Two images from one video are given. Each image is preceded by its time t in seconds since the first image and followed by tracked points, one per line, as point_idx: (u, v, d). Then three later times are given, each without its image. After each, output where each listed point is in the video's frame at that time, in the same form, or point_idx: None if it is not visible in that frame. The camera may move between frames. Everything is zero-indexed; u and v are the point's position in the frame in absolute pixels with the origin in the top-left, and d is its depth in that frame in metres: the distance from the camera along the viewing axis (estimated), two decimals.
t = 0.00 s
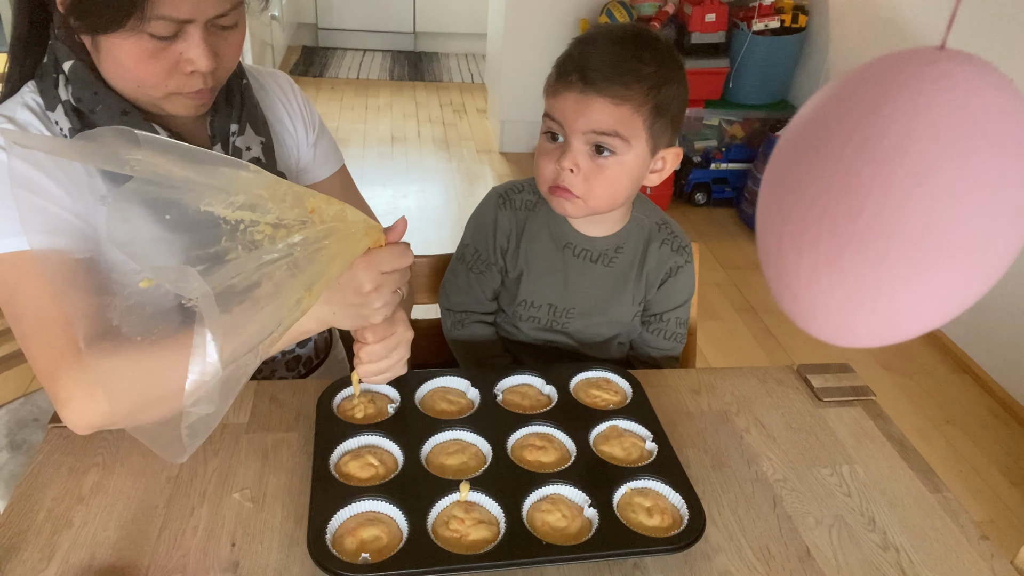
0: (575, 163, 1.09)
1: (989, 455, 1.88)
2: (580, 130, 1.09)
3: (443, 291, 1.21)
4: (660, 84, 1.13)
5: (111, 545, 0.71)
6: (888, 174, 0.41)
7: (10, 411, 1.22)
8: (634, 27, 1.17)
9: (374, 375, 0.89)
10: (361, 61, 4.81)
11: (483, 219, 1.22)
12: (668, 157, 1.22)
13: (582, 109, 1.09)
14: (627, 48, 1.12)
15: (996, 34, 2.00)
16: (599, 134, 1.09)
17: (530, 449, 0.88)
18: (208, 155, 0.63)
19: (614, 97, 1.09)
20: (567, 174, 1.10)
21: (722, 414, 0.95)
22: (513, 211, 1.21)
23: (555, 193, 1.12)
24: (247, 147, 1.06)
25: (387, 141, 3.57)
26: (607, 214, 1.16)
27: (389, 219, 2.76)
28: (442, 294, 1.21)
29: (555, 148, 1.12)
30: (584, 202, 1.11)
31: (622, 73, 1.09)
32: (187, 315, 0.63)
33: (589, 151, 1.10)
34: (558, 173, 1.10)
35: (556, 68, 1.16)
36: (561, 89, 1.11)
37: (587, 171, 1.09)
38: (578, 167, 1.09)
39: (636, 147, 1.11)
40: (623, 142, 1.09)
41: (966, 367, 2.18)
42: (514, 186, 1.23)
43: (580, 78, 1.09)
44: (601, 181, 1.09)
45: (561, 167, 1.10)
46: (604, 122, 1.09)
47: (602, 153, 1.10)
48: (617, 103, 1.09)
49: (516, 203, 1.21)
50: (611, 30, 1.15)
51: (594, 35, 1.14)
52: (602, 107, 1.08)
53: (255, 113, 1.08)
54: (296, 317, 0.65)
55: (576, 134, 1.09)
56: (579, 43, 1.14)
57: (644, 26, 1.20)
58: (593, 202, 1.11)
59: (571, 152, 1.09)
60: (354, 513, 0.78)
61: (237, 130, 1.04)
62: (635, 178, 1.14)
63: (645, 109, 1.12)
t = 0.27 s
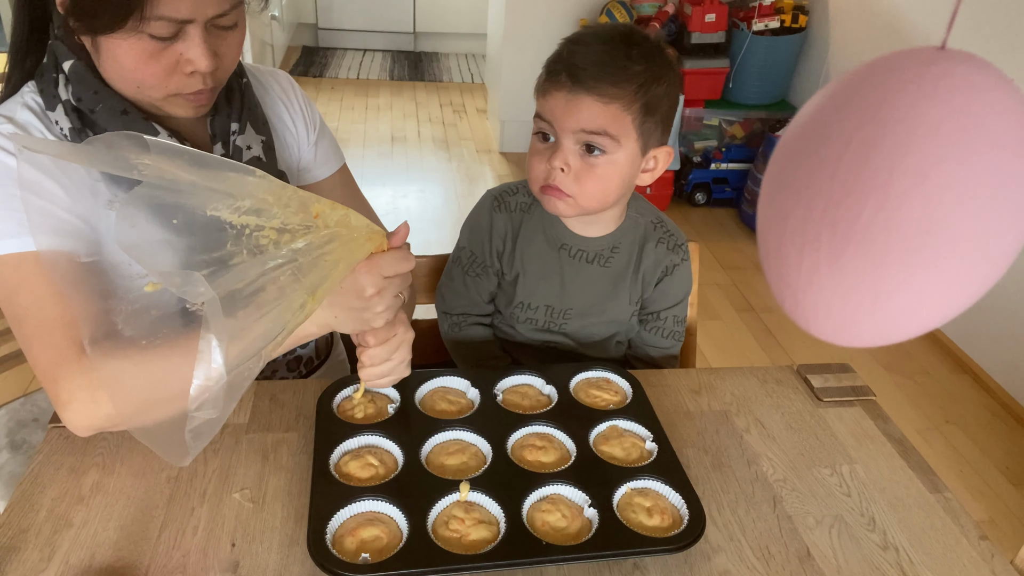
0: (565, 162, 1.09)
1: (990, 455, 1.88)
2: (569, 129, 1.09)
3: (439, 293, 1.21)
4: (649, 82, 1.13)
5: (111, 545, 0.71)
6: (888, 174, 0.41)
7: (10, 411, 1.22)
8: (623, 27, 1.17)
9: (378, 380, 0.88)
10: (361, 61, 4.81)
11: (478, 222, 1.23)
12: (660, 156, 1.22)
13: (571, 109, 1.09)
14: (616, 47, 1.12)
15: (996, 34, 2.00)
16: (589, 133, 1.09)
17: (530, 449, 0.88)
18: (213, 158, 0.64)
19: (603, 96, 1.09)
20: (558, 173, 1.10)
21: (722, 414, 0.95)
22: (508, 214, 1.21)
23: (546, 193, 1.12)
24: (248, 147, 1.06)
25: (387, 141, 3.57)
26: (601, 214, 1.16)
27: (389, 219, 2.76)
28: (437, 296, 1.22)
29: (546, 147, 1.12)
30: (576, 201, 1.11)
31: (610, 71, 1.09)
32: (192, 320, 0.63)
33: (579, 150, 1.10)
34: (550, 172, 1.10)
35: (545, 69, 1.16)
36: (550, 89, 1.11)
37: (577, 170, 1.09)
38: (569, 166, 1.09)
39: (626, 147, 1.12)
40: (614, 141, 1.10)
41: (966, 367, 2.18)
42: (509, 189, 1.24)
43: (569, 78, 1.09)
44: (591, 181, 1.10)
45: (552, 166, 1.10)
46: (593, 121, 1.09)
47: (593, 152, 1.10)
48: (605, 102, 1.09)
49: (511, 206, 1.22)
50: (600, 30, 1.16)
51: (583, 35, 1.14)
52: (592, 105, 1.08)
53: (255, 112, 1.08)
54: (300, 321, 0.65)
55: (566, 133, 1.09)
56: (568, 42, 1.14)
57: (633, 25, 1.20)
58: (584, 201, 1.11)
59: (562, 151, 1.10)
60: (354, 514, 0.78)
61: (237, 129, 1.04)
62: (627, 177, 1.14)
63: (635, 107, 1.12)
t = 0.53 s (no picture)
0: (557, 164, 1.10)
1: (989, 456, 1.88)
2: (560, 132, 1.09)
3: (437, 294, 1.21)
4: (639, 83, 1.13)
5: (111, 545, 0.71)
6: (888, 175, 0.41)
7: (10, 411, 1.22)
8: (613, 27, 1.17)
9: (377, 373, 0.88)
10: (361, 62, 4.81)
11: (477, 223, 1.22)
12: (654, 155, 1.22)
13: (561, 112, 1.09)
14: (606, 48, 1.12)
15: (996, 34, 2.00)
16: (580, 135, 1.09)
17: (530, 449, 0.88)
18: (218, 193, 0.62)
19: (593, 98, 1.09)
20: (551, 176, 1.10)
21: (722, 414, 0.95)
22: (506, 215, 1.21)
23: (540, 196, 1.13)
24: (249, 146, 1.05)
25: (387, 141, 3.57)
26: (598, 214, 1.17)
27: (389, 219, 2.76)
28: (436, 297, 1.21)
29: (540, 149, 1.12)
30: (569, 204, 1.11)
31: (600, 73, 1.09)
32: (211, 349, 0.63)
33: (571, 152, 1.10)
34: (542, 175, 1.11)
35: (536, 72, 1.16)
36: (540, 92, 1.11)
37: (569, 173, 1.09)
38: (561, 169, 1.10)
39: (618, 148, 1.11)
40: (605, 143, 1.09)
41: (966, 367, 2.18)
42: (507, 189, 1.24)
43: (559, 81, 1.09)
44: (583, 183, 1.10)
45: (545, 169, 1.10)
46: (584, 124, 1.09)
47: (584, 154, 1.10)
48: (594, 104, 1.09)
49: (509, 206, 1.22)
50: (589, 31, 1.15)
51: (573, 37, 1.14)
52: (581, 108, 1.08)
53: (256, 112, 1.07)
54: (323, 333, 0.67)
55: (557, 136, 1.09)
56: (558, 45, 1.14)
57: (623, 25, 1.20)
58: (577, 202, 1.11)
59: (554, 154, 1.10)
60: (354, 514, 0.78)
61: (238, 129, 1.03)
62: (620, 178, 1.14)
63: (625, 108, 1.11)
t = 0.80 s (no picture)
0: (555, 166, 1.10)
1: (989, 455, 1.88)
2: (557, 135, 1.09)
3: (436, 294, 1.21)
4: (635, 83, 1.13)
5: (111, 545, 0.71)
6: (888, 175, 0.41)
7: (10, 411, 1.22)
8: (608, 28, 1.17)
9: (379, 372, 0.88)
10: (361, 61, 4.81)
11: (476, 223, 1.22)
12: (652, 155, 1.22)
13: (558, 114, 1.09)
14: (601, 50, 1.12)
15: (996, 34, 2.00)
16: (577, 137, 1.09)
17: (530, 449, 0.88)
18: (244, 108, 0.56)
19: (589, 101, 1.09)
20: (549, 178, 1.10)
21: (722, 414, 0.95)
22: (505, 214, 1.21)
23: (539, 197, 1.13)
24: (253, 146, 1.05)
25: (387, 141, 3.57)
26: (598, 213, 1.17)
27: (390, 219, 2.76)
28: (434, 298, 1.22)
29: (537, 152, 1.12)
30: (567, 205, 1.11)
31: (596, 75, 1.09)
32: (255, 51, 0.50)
33: (569, 154, 1.10)
34: (541, 178, 1.11)
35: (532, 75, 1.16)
36: (537, 95, 1.11)
37: (567, 174, 1.10)
38: (559, 170, 1.10)
39: (616, 150, 1.11)
40: (602, 144, 1.10)
41: (966, 367, 2.18)
42: (506, 189, 1.24)
43: (555, 84, 1.10)
44: (580, 184, 1.10)
45: (543, 172, 1.10)
46: (581, 126, 1.09)
47: (582, 156, 1.10)
48: (590, 106, 1.09)
49: (508, 206, 1.22)
50: (584, 32, 1.16)
51: (569, 39, 1.14)
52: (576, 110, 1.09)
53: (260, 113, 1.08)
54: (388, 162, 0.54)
55: (555, 139, 1.10)
56: (554, 47, 1.14)
57: (618, 26, 1.20)
58: (575, 203, 1.11)
59: (552, 156, 1.10)
60: (354, 514, 0.78)
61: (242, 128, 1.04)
62: (619, 178, 1.13)
63: (622, 109, 1.11)
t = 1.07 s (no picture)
0: (555, 166, 1.10)
1: (990, 456, 1.88)
2: (556, 135, 1.09)
3: (436, 294, 1.21)
4: (633, 81, 1.13)
5: (111, 544, 0.71)
6: (888, 175, 0.41)
7: (10, 411, 1.22)
8: (605, 26, 1.17)
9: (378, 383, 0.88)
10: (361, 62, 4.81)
11: (476, 223, 1.22)
12: (650, 153, 1.22)
13: (557, 114, 1.09)
14: (598, 49, 1.12)
15: (996, 34, 2.00)
16: (576, 136, 1.09)
17: (530, 449, 0.88)
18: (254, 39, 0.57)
19: (587, 100, 1.09)
20: (549, 178, 1.10)
21: (722, 414, 0.95)
22: (505, 213, 1.21)
23: (539, 197, 1.13)
24: (254, 146, 1.06)
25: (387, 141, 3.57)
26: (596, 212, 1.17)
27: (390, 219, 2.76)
28: (434, 298, 1.22)
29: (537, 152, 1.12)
30: (567, 204, 1.11)
31: (593, 74, 1.09)
32: None
33: (568, 153, 1.10)
34: (541, 178, 1.10)
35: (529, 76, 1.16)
36: (535, 95, 1.11)
37: (566, 174, 1.10)
38: (558, 170, 1.10)
39: (615, 149, 1.12)
40: (600, 144, 1.10)
41: (965, 367, 2.18)
42: (506, 189, 1.24)
43: (553, 84, 1.10)
44: (580, 184, 1.10)
45: (543, 172, 1.10)
46: (580, 126, 1.09)
47: (581, 155, 1.10)
48: (588, 105, 1.09)
49: (509, 205, 1.22)
50: (581, 32, 1.15)
51: (566, 39, 1.14)
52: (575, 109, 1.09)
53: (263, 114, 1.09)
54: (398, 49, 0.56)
55: (553, 139, 1.10)
56: (551, 47, 1.14)
57: (615, 24, 1.20)
58: (574, 202, 1.11)
59: (551, 156, 1.10)
60: (354, 513, 0.78)
61: (243, 129, 1.05)
62: (618, 177, 1.14)
63: (620, 108, 1.11)
